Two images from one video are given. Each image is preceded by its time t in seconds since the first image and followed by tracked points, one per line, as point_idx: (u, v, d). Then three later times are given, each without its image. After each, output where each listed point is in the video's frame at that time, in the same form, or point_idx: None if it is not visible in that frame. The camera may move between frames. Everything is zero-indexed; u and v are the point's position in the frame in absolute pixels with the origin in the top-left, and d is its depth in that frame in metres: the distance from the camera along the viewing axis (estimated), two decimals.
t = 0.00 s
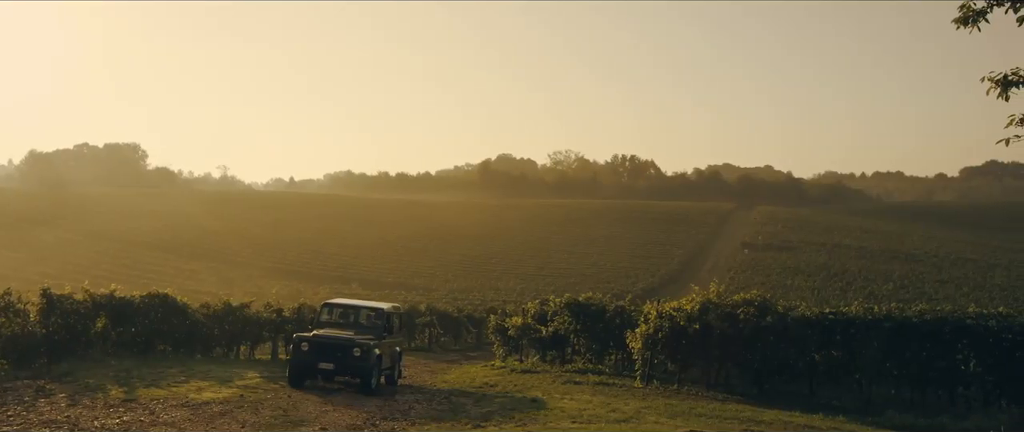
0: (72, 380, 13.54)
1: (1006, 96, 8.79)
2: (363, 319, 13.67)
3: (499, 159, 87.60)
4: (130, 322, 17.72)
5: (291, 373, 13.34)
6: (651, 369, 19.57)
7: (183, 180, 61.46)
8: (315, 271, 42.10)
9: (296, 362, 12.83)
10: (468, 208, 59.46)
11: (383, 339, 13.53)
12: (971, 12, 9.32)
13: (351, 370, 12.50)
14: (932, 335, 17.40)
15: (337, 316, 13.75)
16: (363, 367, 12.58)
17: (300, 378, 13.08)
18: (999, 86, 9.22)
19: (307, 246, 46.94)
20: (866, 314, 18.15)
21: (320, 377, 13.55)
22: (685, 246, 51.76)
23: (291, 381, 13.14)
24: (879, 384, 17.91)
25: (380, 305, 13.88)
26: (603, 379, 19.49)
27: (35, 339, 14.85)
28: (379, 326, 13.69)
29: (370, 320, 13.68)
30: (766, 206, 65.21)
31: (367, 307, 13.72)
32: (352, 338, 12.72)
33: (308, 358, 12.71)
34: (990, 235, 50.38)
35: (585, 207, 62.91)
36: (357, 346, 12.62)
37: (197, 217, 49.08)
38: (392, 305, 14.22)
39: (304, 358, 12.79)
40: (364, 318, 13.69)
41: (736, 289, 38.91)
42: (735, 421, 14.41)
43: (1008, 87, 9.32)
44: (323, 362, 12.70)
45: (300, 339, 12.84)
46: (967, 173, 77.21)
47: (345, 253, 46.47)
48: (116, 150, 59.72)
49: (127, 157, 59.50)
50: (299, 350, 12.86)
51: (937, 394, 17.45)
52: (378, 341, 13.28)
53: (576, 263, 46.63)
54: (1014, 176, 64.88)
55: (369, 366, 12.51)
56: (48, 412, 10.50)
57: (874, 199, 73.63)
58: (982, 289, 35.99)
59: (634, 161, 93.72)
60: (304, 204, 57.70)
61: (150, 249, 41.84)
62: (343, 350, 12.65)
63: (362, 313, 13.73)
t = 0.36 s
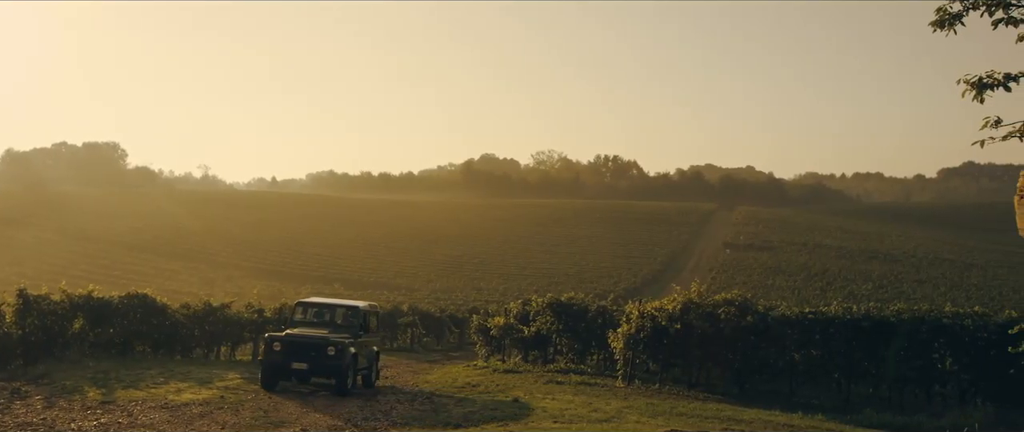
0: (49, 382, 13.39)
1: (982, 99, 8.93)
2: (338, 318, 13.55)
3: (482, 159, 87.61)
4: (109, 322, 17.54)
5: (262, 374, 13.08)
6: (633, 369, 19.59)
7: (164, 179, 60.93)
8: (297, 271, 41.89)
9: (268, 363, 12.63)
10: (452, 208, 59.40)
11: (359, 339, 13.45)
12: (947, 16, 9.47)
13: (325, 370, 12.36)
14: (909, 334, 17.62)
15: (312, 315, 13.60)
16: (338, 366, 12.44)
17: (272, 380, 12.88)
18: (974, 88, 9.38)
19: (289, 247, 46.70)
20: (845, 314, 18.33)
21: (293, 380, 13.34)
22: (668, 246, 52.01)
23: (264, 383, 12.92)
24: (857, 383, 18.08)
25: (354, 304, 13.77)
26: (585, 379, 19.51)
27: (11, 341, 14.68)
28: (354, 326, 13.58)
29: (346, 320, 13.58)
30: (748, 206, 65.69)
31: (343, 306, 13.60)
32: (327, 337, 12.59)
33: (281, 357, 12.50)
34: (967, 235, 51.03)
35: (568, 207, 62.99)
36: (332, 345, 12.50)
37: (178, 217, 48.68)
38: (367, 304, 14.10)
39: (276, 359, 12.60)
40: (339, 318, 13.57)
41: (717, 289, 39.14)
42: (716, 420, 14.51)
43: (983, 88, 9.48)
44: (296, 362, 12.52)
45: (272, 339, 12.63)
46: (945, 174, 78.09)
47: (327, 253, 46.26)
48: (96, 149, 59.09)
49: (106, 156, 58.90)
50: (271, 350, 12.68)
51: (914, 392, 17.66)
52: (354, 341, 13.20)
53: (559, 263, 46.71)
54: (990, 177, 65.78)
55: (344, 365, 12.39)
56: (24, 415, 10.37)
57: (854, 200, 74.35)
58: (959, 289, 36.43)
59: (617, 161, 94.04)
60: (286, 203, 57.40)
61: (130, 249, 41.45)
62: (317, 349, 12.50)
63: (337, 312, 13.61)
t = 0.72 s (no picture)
0: (16, 385, 13.16)
1: (950, 103, 9.09)
2: (307, 319, 13.45)
3: (460, 160, 87.57)
4: (79, 324, 17.26)
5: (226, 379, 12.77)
6: (609, 369, 19.68)
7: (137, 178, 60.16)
8: (272, 272, 41.56)
9: (233, 365, 12.31)
10: (429, 209, 59.32)
11: (328, 339, 13.34)
12: (916, 20, 9.63)
13: (293, 371, 12.19)
14: (880, 334, 17.93)
15: (280, 316, 13.50)
16: (307, 367, 12.25)
17: (237, 384, 12.55)
18: (943, 91, 9.54)
19: (264, 247, 46.34)
20: (818, 313, 18.56)
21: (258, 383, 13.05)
22: (644, 245, 52.32)
23: (228, 387, 12.58)
24: (829, 382, 18.31)
25: (324, 304, 13.71)
26: (561, 379, 19.59)
27: None
28: (324, 326, 13.50)
29: (315, 320, 13.48)
30: (723, 207, 66.25)
31: (312, 307, 13.50)
32: (295, 337, 12.38)
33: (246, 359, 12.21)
34: (937, 236, 51.86)
35: (545, 208, 63.10)
36: (300, 346, 12.30)
37: (151, 217, 48.10)
38: (337, 304, 14.04)
39: (242, 360, 12.29)
40: (308, 318, 13.46)
41: (692, 289, 39.44)
42: (692, 420, 14.62)
43: (951, 92, 9.64)
44: (263, 363, 12.27)
45: (236, 340, 12.39)
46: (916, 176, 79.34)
47: (303, 254, 45.93)
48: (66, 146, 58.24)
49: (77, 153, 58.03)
50: (236, 352, 12.39)
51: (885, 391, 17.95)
52: (323, 341, 13.08)
53: (536, 263, 46.80)
54: (959, 178, 66.94)
55: (314, 365, 12.24)
56: None
57: (827, 201, 75.21)
58: (930, 288, 37.03)
59: (594, 162, 94.43)
60: (262, 203, 56.98)
61: (102, 249, 40.89)
62: (284, 349, 12.29)
63: (306, 313, 13.49)
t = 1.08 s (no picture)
0: None
1: (915, 106, 9.26)
2: (276, 320, 13.24)
3: (435, 160, 87.31)
4: (46, 326, 16.95)
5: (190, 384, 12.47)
6: (583, 369, 19.76)
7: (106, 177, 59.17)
8: (245, 272, 41.17)
9: (196, 367, 12.03)
10: (404, 209, 59.08)
11: (297, 342, 13.13)
12: (884, 24, 9.80)
13: (259, 375, 11.89)
14: (850, 333, 18.16)
15: (248, 317, 13.29)
16: (273, 371, 11.94)
17: (200, 388, 12.24)
18: (909, 94, 9.71)
19: (237, 247, 45.90)
20: (789, 312, 18.77)
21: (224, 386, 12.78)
22: (620, 246, 52.57)
23: (191, 391, 12.26)
24: (799, 381, 18.54)
25: (294, 305, 13.50)
26: (535, 380, 19.64)
27: None
28: (292, 328, 13.28)
29: (282, 322, 13.26)
30: (697, 208, 66.78)
31: (282, 307, 13.31)
32: (261, 339, 12.10)
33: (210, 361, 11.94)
34: (906, 236, 52.69)
35: (521, 208, 63.13)
36: (266, 348, 12.04)
37: (121, 216, 47.36)
38: (306, 304, 13.86)
39: (205, 363, 12.02)
40: (276, 320, 13.25)
41: (667, 289, 39.70)
42: (665, 419, 14.73)
43: (917, 95, 9.81)
44: (227, 367, 11.99)
45: (201, 341, 12.16)
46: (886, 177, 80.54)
47: (275, 253, 45.52)
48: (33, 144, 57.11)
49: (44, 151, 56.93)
50: (199, 353, 12.12)
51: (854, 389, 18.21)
52: (292, 344, 12.87)
53: (511, 263, 46.83)
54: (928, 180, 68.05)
55: (280, 370, 11.93)
56: None
57: (799, 202, 76.08)
58: (899, 288, 37.61)
59: (569, 162, 94.66)
60: (235, 203, 56.37)
61: (69, 250, 40.22)
62: (249, 352, 12.01)
63: (276, 314, 13.29)
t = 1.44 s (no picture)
0: None
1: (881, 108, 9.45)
2: (241, 322, 12.96)
3: (408, 161, 87.02)
4: (9, 328, 16.58)
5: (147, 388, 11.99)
6: (555, 369, 19.82)
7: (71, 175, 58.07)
8: (215, 273, 40.69)
9: (155, 371, 11.58)
10: (377, 209, 58.81)
11: (262, 344, 12.88)
12: (850, 28, 10.00)
13: (221, 380, 11.55)
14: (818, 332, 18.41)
15: (212, 318, 12.99)
16: (237, 375, 11.64)
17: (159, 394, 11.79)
18: (875, 97, 9.91)
19: (206, 247, 45.34)
20: (758, 312, 18.99)
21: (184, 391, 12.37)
22: (593, 246, 52.84)
23: (148, 397, 11.79)
24: (768, 380, 18.76)
25: (260, 306, 13.23)
26: (507, 380, 19.69)
27: None
28: (258, 330, 13.05)
29: (248, 323, 13.02)
30: (669, 208, 67.32)
31: (248, 308, 13.04)
32: (226, 343, 11.81)
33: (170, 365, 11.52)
34: (873, 237, 53.60)
35: (493, 208, 63.15)
36: (230, 352, 11.72)
37: (87, 215, 46.52)
38: (273, 306, 13.64)
39: (164, 366, 11.59)
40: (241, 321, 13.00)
41: (639, 289, 39.95)
42: (636, 419, 14.82)
43: (883, 98, 10.00)
44: (189, 370, 11.60)
45: (162, 344, 11.75)
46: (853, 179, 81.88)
47: (246, 254, 45.08)
48: None
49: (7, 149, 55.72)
50: (158, 357, 11.70)
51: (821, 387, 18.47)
52: (258, 347, 12.61)
53: (484, 264, 46.89)
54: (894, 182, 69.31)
55: (243, 374, 11.62)
56: None
57: (769, 203, 77.02)
58: (867, 288, 38.23)
59: (543, 162, 94.88)
60: (205, 202, 55.70)
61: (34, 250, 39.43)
62: (213, 355, 11.68)
63: (241, 315, 13.02)
